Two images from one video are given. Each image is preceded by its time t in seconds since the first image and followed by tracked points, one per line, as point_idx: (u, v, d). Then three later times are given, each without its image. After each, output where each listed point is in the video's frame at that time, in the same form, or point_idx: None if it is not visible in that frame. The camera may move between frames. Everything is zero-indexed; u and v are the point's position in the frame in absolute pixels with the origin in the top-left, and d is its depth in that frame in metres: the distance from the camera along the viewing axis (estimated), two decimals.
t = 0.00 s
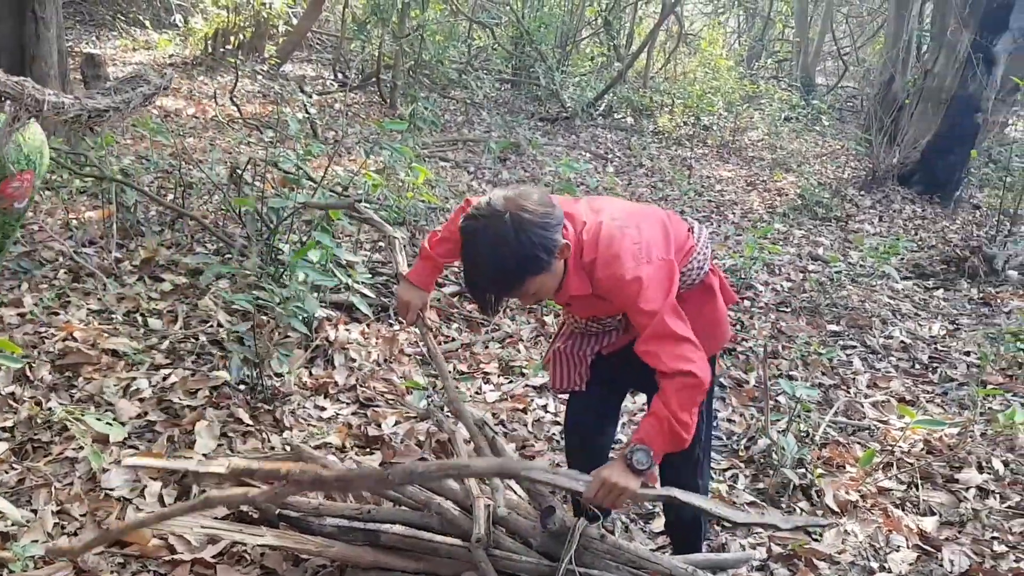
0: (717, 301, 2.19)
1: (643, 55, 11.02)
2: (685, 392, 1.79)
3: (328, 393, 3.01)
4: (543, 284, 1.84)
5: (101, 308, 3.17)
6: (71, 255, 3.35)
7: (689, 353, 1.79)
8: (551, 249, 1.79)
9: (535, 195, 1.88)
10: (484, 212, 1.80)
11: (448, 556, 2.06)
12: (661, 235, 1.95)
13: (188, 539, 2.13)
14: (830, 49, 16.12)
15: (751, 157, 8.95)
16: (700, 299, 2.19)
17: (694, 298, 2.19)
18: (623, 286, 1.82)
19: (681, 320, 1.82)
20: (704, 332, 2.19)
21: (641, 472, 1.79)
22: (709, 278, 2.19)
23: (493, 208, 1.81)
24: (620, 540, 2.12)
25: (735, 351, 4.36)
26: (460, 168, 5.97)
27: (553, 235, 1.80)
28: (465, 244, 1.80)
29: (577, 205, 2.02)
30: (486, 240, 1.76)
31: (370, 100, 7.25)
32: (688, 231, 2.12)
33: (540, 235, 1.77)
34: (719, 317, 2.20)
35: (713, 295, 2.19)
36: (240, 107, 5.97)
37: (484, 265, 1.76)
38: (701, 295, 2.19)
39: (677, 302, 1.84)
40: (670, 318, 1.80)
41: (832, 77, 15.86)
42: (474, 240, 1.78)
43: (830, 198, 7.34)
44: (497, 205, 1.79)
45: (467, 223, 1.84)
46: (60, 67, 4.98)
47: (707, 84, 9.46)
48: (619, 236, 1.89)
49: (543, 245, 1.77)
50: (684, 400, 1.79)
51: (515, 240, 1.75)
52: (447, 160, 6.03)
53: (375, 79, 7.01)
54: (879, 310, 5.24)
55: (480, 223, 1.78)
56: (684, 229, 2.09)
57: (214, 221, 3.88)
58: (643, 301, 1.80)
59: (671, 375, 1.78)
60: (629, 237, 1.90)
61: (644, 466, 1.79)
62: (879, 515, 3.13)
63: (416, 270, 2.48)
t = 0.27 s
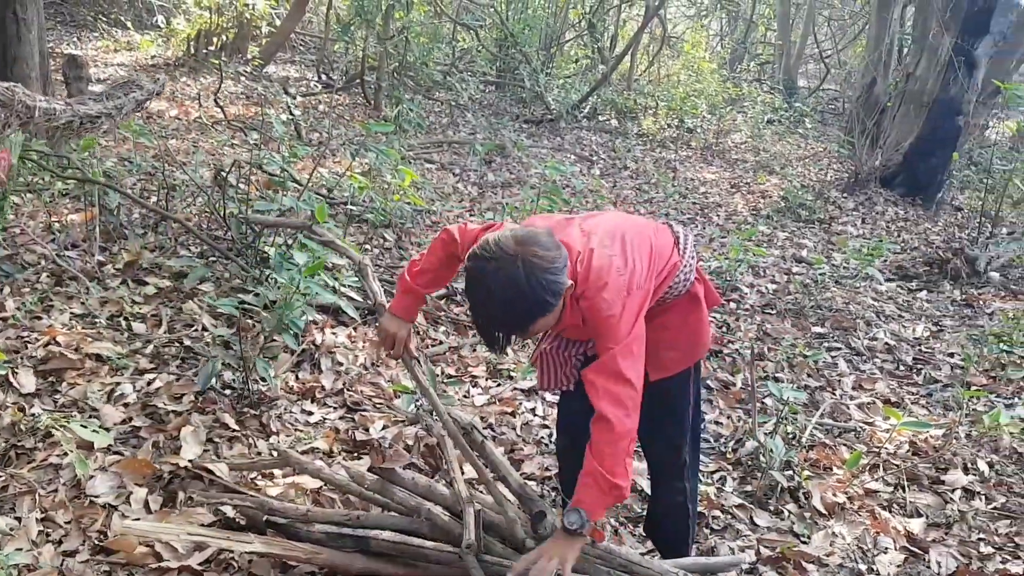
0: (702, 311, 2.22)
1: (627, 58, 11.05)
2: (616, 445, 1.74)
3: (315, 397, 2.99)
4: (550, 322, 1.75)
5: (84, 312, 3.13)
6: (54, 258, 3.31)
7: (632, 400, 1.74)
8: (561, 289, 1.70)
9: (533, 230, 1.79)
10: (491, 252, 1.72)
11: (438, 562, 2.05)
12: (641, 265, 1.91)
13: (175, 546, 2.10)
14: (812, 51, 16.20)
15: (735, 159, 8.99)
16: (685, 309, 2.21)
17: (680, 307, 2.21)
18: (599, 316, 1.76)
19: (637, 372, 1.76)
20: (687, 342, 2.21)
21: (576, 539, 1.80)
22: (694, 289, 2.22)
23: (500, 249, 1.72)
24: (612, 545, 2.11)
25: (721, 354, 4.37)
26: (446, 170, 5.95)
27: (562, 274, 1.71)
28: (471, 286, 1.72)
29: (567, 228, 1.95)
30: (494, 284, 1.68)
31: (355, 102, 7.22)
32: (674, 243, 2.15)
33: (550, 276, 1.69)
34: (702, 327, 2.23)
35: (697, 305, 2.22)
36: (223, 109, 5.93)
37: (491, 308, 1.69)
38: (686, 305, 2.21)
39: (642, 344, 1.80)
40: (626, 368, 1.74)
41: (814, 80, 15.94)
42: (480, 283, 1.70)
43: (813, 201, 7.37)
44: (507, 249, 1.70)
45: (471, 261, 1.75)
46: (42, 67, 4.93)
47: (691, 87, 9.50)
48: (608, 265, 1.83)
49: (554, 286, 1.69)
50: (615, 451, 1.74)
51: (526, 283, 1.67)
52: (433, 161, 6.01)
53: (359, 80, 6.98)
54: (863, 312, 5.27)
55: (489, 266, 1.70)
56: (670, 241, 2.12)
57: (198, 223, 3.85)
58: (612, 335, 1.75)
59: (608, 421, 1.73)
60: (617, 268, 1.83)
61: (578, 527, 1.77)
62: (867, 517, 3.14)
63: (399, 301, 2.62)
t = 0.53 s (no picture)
0: (690, 318, 2.22)
1: (615, 57, 11.05)
2: (549, 443, 1.80)
3: (306, 399, 2.97)
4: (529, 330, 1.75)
5: (72, 313, 3.10)
6: (41, 259, 3.28)
7: (575, 408, 1.77)
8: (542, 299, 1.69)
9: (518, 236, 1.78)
10: (476, 260, 1.68)
11: (433, 565, 2.03)
12: (620, 277, 1.92)
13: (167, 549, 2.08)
14: (799, 51, 16.25)
15: (723, 159, 9.01)
16: (674, 314, 2.21)
17: (668, 312, 2.20)
18: (573, 327, 1.76)
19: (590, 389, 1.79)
20: (674, 348, 2.21)
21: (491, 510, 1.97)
22: (682, 296, 2.22)
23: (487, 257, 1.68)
24: (606, 547, 2.10)
25: (712, 354, 4.37)
26: (435, 170, 5.93)
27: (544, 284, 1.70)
28: (454, 290, 1.69)
29: (554, 233, 1.94)
30: (475, 292, 1.66)
31: (343, 102, 7.20)
32: (662, 250, 2.16)
33: (532, 287, 1.67)
34: (690, 333, 2.23)
35: (685, 311, 2.22)
36: (211, 108, 5.90)
37: (470, 317, 1.67)
38: (675, 310, 2.21)
39: (604, 359, 1.82)
40: (576, 383, 1.77)
41: (800, 80, 16.00)
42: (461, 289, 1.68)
43: (801, 201, 7.39)
44: (494, 258, 1.67)
45: (457, 263, 1.71)
46: (28, 65, 4.89)
47: (679, 87, 9.51)
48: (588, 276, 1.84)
49: (535, 296, 1.68)
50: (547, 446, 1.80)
51: (508, 294, 1.65)
52: (422, 161, 5.99)
53: (347, 80, 6.95)
54: (852, 311, 5.28)
55: (472, 274, 1.67)
56: (657, 248, 2.13)
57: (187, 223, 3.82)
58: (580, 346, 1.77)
59: (546, 422, 1.78)
60: (597, 279, 1.85)
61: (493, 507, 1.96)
62: (859, 516, 3.14)
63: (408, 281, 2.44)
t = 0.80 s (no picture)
0: (686, 322, 2.20)
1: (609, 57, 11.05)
2: (551, 444, 1.80)
3: (302, 399, 2.96)
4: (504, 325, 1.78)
5: (66, 313, 3.08)
6: (34, 258, 3.26)
7: (575, 405, 1.76)
8: (509, 298, 1.71)
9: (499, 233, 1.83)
10: (443, 255, 1.71)
11: (430, 567, 2.03)
12: (608, 275, 1.91)
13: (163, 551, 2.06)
14: (792, 52, 16.28)
15: (716, 160, 9.02)
16: (668, 318, 2.19)
17: (663, 316, 2.20)
18: (554, 326, 1.78)
19: (591, 387, 1.78)
20: (668, 352, 2.20)
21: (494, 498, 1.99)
22: (678, 299, 2.20)
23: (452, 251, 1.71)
24: (605, 548, 2.10)
25: (707, 354, 4.37)
26: (430, 170, 5.92)
27: (512, 283, 1.71)
28: (421, 285, 1.73)
29: (543, 234, 1.96)
30: (441, 282, 1.69)
31: (337, 101, 7.18)
32: (659, 252, 2.14)
33: (497, 284, 1.68)
34: (685, 337, 2.20)
35: (680, 316, 2.19)
36: (205, 107, 5.87)
37: (435, 307, 1.70)
38: (669, 314, 2.19)
39: (599, 354, 1.81)
40: (572, 381, 1.76)
41: (793, 81, 16.03)
42: (429, 280, 1.71)
43: (795, 201, 7.39)
44: (458, 252, 1.69)
45: (425, 258, 1.75)
46: (21, 63, 4.86)
47: (673, 87, 9.52)
48: (572, 275, 1.84)
49: (500, 294, 1.69)
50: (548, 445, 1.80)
51: (471, 288, 1.67)
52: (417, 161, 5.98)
53: (341, 78, 6.94)
54: (846, 312, 5.29)
55: (437, 269, 1.70)
56: (654, 251, 2.12)
57: (181, 223, 3.80)
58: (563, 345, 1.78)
59: (548, 419, 1.78)
60: (581, 278, 1.84)
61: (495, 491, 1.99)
62: (855, 517, 3.14)
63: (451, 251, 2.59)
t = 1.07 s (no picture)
0: (689, 323, 2.20)
1: (604, 58, 11.05)
2: (512, 425, 1.74)
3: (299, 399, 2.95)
4: (505, 317, 1.79)
5: (61, 311, 3.06)
6: (28, 255, 3.24)
7: (551, 388, 1.73)
8: (507, 286, 1.71)
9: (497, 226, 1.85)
10: (436, 249, 1.73)
11: (429, 567, 2.02)
12: (608, 271, 1.90)
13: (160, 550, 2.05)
14: (786, 54, 16.30)
15: (711, 161, 9.03)
16: (671, 319, 2.19)
17: (665, 317, 2.20)
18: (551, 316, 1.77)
19: (570, 372, 1.75)
20: (670, 352, 2.20)
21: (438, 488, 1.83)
22: (681, 301, 2.20)
23: (447, 244, 1.72)
24: (604, 550, 2.10)
25: (703, 355, 4.37)
26: (426, 169, 5.91)
27: (509, 271, 1.72)
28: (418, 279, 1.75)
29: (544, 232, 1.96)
30: (436, 277, 1.71)
31: (332, 100, 7.16)
32: (662, 253, 2.14)
33: (492, 272, 1.69)
34: (686, 338, 2.21)
35: (683, 317, 2.20)
36: (201, 105, 5.86)
37: (434, 303, 1.73)
38: (672, 315, 2.19)
39: (586, 341, 1.78)
40: (553, 364, 1.73)
41: (787, 84, 16.06)
42: (425, 275, 1.73)
43: (790, 203, 7.40)
44: (453, 245, 1.71)
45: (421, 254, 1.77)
46: (15, 60, 4.84)
47: (668, 88, 9.53)
48: (572, 267, 1.84)
49: (497, 283, 1.70)
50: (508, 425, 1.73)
51: (465, 279, 1.68)
52: (412, 160, 5.97)
53: (336, 77, 6.92)
54: (841, 314, 5.30)
55: (432, 263, 1.72)
56: (656, 251, 2.12)
57: (177, 221, 3.79)
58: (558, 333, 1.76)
59: (515, 400, 1.74)
60: (580, 270, 1.84)
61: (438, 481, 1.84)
62: (852, 518, 3.14)
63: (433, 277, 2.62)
